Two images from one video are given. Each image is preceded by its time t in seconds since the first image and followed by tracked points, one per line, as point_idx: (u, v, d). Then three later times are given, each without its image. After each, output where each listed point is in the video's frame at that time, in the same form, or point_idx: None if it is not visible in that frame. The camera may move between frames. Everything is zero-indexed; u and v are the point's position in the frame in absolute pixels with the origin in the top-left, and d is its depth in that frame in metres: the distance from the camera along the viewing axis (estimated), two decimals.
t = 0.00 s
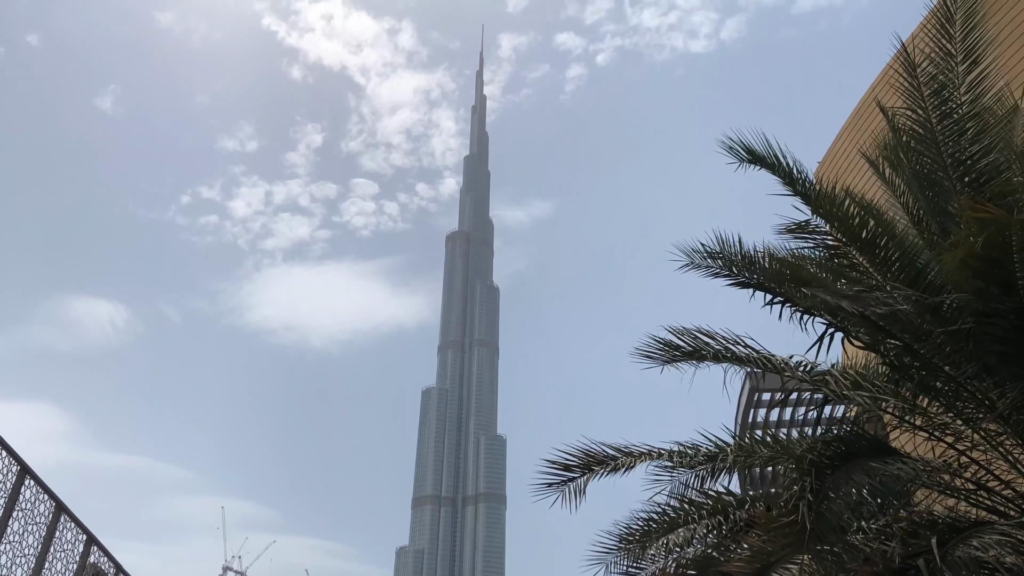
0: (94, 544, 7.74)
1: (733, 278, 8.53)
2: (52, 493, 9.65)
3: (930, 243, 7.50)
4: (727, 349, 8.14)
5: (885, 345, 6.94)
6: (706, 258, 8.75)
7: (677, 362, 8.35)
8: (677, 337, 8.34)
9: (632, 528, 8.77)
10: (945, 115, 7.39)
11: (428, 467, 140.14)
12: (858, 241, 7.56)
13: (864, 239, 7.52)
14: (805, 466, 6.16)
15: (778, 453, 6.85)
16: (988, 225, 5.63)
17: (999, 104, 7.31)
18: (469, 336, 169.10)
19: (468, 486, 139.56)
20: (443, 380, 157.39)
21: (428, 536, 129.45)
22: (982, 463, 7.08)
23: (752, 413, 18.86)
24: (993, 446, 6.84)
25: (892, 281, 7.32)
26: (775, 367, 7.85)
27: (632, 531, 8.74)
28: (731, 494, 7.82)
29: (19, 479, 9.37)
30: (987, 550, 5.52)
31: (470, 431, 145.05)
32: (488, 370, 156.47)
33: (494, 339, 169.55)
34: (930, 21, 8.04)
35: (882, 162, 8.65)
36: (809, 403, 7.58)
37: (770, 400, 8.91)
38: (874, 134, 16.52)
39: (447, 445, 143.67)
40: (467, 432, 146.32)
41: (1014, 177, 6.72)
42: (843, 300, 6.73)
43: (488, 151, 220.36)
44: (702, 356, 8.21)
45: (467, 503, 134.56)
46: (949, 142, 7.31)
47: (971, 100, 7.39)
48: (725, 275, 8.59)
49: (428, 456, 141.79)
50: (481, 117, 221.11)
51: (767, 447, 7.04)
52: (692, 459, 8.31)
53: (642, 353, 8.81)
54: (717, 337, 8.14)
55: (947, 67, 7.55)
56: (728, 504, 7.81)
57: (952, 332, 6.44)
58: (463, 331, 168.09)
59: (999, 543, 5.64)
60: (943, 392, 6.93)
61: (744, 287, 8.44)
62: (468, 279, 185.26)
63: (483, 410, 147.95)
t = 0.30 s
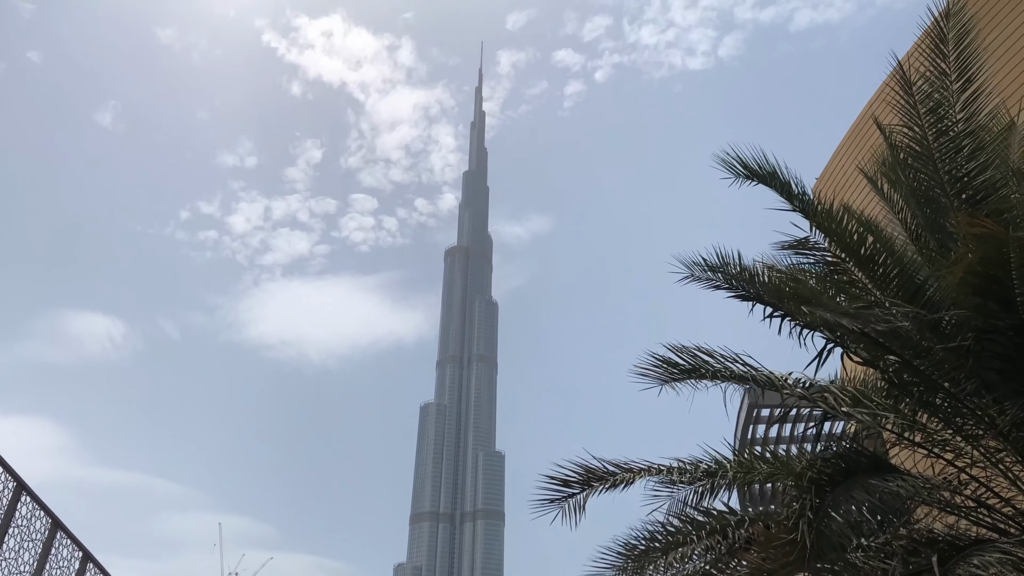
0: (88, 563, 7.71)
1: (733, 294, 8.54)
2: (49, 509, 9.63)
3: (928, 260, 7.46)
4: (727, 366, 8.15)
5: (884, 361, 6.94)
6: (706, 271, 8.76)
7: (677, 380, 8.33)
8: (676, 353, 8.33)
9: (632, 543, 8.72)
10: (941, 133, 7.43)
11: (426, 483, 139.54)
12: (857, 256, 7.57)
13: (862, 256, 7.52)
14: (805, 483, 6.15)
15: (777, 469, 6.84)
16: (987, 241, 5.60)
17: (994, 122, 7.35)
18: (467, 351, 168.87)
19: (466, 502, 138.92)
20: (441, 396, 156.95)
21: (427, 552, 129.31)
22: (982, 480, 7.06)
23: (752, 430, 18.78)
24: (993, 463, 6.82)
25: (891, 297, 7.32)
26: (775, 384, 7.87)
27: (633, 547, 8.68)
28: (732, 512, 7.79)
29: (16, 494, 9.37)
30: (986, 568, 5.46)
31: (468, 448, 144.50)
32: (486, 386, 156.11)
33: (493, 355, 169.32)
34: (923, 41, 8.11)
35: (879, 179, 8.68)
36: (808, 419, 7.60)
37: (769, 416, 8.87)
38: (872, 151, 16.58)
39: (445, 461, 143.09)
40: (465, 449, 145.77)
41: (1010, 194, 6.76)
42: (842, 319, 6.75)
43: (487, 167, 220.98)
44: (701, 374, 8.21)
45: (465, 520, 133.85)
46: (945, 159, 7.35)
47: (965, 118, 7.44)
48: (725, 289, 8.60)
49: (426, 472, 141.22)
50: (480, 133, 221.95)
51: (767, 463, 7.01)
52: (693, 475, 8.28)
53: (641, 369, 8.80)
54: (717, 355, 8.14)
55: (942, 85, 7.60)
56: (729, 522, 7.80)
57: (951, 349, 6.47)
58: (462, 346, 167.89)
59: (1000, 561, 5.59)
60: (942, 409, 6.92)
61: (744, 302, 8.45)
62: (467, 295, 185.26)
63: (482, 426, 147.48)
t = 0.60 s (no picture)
0: None
1: (732, 307, 8.54)
2: (46, 524, 9.58)
3: (927, 275, 7.40)
4: (725, 381, 8.16)
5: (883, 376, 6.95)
6: (707, 283, 8.78)
7: (675, 396, 8.33)
8: (675, 369, 8.34)
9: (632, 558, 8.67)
10: (938, 149, 7.48)
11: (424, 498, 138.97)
12: (856, 271, 7.59)
13: (862, 270, 7.54)
14: (805, 499, 6.16)
15: (777, 484, 6.83)
16: (985, 257, 5.59)
17: (990, 138, 7.40)
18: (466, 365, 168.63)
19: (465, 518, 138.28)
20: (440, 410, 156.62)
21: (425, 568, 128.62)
22: (982, 495, 7.04)
23: (751, 444, 18.74)
24: (993, 477, 6.80)
25: (890, 312, 7.33)
26: (773, 400, 7.86)
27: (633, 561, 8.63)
28: (731, 528, 7.71)
29: (12, 510, 9.31)
30: None
31: (467, 462, 143.97)
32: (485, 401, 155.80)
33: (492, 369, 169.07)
34: (917, 59, 8.19)
35: (877, 195, 8.72)
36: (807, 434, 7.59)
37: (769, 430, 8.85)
38: (870, 166, 16.65)
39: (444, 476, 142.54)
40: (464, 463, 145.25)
41: (1007, 210, 6.79)
42: (841, 335, 6.76)
43: (486, 181, 221.50)
44: (700, 389, 8.21)
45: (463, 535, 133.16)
46: (942, 175, 7.39)
47: (961, 134, 7.49)
48: (724, 302, 8.61)
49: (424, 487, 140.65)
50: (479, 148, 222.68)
51: (767, 478, 7.00)
52: (693, 490, 8.25)
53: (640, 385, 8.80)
54: (715, 370, 8.15)
55: (937, 102, 7.66)
56: (728, 539, 7.73)
57: (951, 364, 6.47)
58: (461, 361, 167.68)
59: None
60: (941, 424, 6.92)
61: (743, 314, 8.45)
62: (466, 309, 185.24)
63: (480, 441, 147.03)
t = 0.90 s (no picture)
0: None
1: (729, 321, 8.55)
2: (37, 543, 9.48)
3: (921, 291, 7.52)
4: (722, 396, 8.15)
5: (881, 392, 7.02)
6: (704, 296, 8.79)
7: (670, 414, 8.31)
8: (670, 385, 8.33)
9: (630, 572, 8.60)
10: (931, 165, 7.54)
11: (420, 515, 138.15)
12: (852, 286, 7.61)
13: (858, 285, 7.58)
14: (802, 516, 6.15)
15: (774, 499, 6.81)
16: (979, 273, 5.58)
17: (983, 154, 7.45)
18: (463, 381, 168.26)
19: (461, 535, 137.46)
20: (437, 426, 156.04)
21: None
22: (979, 511, 7.01)
23: (749, 461, 18.66)
24: (990, 493, 6.78)
25: (887, 326, 7.33)
26: (770, 416, 7.85)
27: None
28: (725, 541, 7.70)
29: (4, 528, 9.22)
30: None
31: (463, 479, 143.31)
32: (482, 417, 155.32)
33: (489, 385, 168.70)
34: (908, 76, 8.26)
35: (872, 211, 8.76)
36: (805, 450, 7.59)
37: (767, 445, 8.82)
38: (865, 182, 16.71)
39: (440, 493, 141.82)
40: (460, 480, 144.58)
41: (1001, 226, 6.81)
42: (837, 351, 6.76)
43: (482, 197, 221.97)
44: (696, 406, 8.20)
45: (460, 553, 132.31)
46: (936, 191, 7.42)
47: (954, 150, 7.55)
48: (722, 316, 8.61)
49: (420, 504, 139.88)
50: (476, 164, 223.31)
51: (764, 493, 6.98)
52: (691, 505, 8.19)
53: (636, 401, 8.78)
54: (712, 385, 8.14)
55: (929, 119, 7.71)
56: (725, 554, 7.67)
57: (947, 379, 6.48)
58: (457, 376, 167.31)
59: None
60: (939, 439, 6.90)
61: (740, 328, 8.44)
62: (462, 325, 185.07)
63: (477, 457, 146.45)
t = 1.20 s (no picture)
0: None
1: (724, 335, 8.57)
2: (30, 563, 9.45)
3: (915, 307, 7.48)
4: (717, 413, 8.16)
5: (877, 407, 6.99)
6: (700, 310, 8.82)
7: (665, 431, 8.31)
8: (665, 403, 8.33)
9: None
10: (923, 181, 7.60)
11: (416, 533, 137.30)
12: (847, 301, 7.64)
13: (853, 300, 7.61)
14: (799, 533, 6.28)
15: (771, 515, 6.77)
16: (971, 288, 5.62)
17: (973, 170, 7.52)
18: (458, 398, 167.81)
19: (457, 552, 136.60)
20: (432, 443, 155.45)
21: None
22: (976, 526, 7.01)
23: (745, 476, 18.64)
24: (987, 509, 6.78)
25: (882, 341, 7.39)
26: (766, 432, 7.84)
27: None
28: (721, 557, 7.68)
29: None
30: None
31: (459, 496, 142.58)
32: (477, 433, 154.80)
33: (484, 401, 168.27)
34: (898, 93, 8.34)
35: (865, 226, 8.82)
36: (801, 465, 7.60)
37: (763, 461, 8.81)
38: (858, 197, 16.81)
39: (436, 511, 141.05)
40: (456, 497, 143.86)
41: (992, 241, 6.87)
42: (832, 367, 6.78)
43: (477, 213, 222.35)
44: (690, 425, 8.20)
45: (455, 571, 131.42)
46: (929, 207, 7.48)
47: (945, 166, 7.62)
48: (717, 330, 8.63)
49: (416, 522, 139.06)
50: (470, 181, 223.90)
51: (760, 509, 6.98)
52: (689, 519, 8.16)
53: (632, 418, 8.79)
54: (707, 402, 8.15)
55: (920, 135, 7.78)
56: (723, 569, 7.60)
57: (942, 394, 6.51)
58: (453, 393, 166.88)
59: None
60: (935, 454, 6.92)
61: (736, 342, 8.46)
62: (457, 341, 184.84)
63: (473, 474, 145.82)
